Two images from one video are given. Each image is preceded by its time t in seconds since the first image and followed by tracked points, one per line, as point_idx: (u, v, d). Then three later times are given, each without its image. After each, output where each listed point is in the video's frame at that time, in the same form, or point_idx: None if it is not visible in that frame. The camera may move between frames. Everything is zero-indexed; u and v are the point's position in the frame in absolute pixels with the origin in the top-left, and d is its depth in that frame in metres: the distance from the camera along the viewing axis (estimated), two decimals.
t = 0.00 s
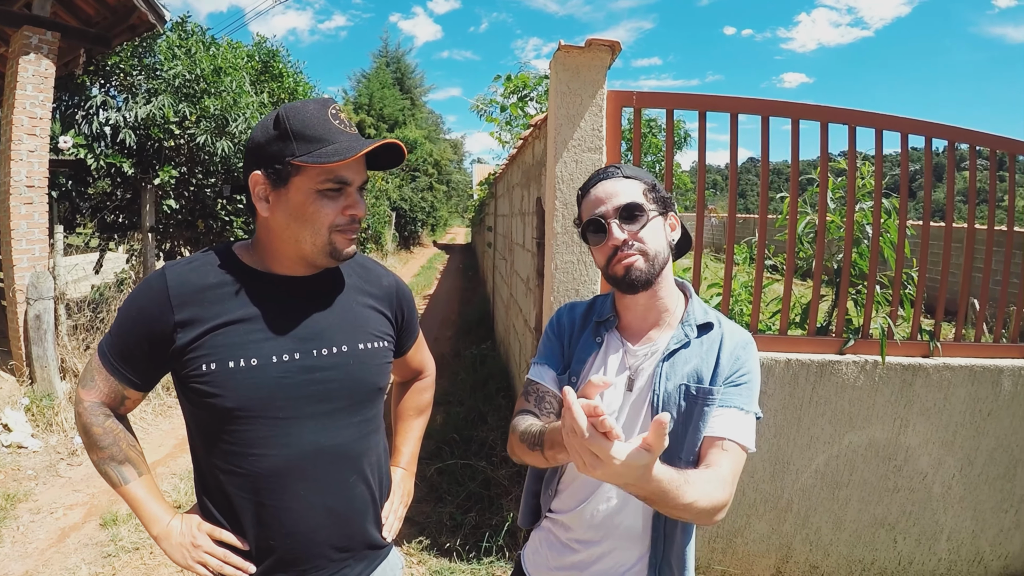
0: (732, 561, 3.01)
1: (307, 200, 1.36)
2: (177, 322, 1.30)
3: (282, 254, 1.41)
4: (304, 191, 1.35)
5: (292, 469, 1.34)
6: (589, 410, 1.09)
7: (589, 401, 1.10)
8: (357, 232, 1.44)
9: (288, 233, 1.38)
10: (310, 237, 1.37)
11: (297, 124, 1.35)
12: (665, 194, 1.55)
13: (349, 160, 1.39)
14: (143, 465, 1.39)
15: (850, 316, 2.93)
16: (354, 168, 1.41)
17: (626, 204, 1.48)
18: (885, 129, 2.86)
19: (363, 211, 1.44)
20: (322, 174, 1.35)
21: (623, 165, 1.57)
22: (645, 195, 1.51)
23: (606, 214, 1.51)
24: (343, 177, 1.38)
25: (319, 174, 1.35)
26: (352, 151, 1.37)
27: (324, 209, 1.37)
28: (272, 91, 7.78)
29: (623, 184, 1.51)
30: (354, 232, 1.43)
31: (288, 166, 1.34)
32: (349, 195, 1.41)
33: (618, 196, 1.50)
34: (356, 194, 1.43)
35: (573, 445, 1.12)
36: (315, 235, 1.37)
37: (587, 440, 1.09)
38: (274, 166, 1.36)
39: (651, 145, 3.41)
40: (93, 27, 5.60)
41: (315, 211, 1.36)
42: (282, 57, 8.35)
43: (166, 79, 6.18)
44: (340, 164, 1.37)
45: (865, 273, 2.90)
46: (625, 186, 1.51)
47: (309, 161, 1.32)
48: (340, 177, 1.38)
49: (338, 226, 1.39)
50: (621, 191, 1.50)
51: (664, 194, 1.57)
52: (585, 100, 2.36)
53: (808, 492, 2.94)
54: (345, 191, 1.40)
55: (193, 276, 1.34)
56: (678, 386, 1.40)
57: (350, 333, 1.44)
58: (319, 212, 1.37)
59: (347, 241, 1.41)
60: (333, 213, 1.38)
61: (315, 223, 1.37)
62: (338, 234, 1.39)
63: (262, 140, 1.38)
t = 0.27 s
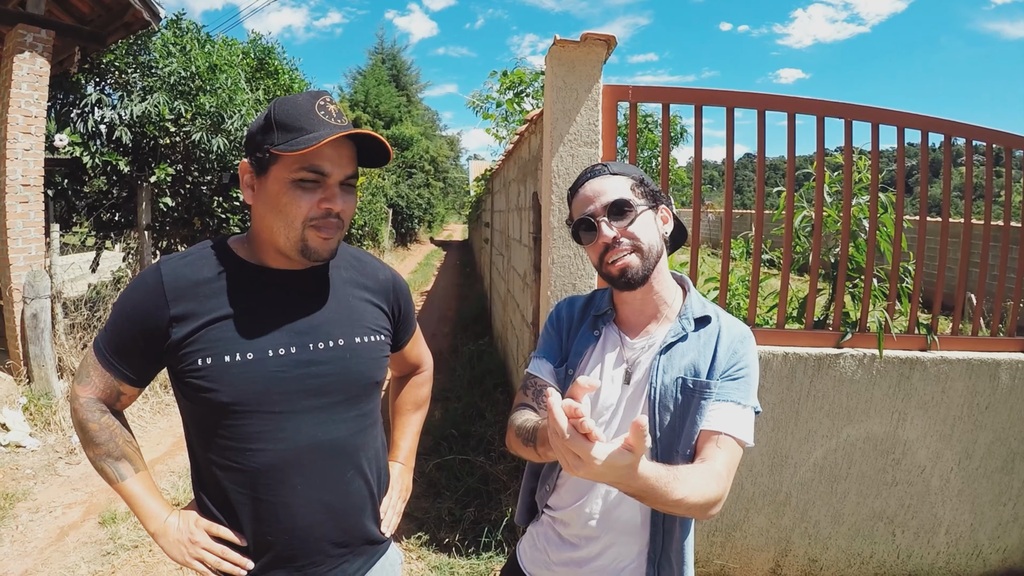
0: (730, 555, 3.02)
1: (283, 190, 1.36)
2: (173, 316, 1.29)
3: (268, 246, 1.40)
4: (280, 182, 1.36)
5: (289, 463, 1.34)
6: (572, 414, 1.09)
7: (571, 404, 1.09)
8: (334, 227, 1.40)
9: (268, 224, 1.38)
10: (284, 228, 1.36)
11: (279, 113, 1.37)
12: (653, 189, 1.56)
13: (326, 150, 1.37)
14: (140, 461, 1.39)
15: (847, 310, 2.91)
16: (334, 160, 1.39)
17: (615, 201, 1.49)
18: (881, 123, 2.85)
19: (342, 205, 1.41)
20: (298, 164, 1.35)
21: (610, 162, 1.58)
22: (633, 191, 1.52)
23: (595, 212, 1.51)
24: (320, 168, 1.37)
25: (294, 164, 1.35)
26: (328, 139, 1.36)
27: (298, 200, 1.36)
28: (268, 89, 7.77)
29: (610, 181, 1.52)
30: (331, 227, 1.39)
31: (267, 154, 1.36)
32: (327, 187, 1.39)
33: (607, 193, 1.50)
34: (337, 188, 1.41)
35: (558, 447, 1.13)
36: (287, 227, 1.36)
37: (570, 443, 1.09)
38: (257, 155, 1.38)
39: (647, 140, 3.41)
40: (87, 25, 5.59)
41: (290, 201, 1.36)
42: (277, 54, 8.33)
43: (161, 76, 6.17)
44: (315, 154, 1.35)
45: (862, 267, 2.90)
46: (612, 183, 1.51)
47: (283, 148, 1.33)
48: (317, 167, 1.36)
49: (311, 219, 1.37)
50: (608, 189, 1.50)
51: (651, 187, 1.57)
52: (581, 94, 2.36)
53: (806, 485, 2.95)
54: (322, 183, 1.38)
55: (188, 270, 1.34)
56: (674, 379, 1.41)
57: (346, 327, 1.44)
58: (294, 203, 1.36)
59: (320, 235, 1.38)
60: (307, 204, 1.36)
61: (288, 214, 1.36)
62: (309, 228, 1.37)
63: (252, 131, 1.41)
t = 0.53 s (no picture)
0: (731, 553, 3.02)
1: (275, 188, 1.36)
2: (172, 314, 1.29)
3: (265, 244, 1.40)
4: (272, 179, 1.36)
5: (289, 462, 1.34)
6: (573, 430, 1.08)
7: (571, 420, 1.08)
8: (327, 224, 1.39)
9: (261, 222, 1.38)
10: (275, 227, 1.36)
11: (272, 109, 1.36)
12: (656, 191, 1.53)
13: (319, 147, 1.37)
14: (139, 460, 1.39)
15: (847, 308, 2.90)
16: (327, 158, 1.38)
17: (612, 201, 1.48)
18: (881, 121, 2.85)
19: (334, 202, 1.40)
20: (289, 161, 1.35)
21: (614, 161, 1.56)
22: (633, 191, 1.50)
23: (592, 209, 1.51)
24: (312, 165, 1.37)
25: (285, 161, 1.35)
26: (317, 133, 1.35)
27: (290, 198, 1.36)
28: (268, 87, 7.76)
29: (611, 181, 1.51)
30: (323, 224, 1.38)
31: (260, 151, 1.37)
32: (319, 184, 1.39)
33: (605, 191, 1.49)
34: (330, 186, 1.40)
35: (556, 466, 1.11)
36: (279, 225, 1.36)
37: (570, 459, 1.07)
38: (252, 151, 1.39)
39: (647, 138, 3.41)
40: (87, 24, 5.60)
41: (281, 199, 1.36)
42: (276, 52, 8.32)
43: (161, 75, 6.15)
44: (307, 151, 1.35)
45: (862, 265, 2.90)
46: (612, 183, 1.50)
47: (274, 145, 1.33)
48: (308, 164, 1.37)
49: (302, 217, 1.36)
50: (608, 188, 1.49)
51: (655, 188, 1.54)
52: (581, 92, 2.36)
53: (806, 484, 2.95)
54: (314, 179, 1.38)
55: (187, 268, 1.34)
56: (670, 379, 1.40)
57: (346, 325, 1.43)
58: (285, 201, 1.36)
59: (311, 233, 1.37)
60: (298, 202, 1.36)
61: (280, 212, 1.36)
62: (300, 226, 1.36)
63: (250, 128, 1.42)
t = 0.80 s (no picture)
0: (728, 555, 3.02)
1: (295, 193, 1.35)
2: (168, 314, 1.29)
3: (279, 245, 1.40)
4: (290, 185, 1.35)
5: (285, 462, 1.34)
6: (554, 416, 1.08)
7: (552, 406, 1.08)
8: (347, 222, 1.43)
9: (279, 228, 1.37)
10: (299, 231, 1.37)
11: (280, 113, 1.33)
12: (653, 200, 1.47)
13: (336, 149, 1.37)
14: (136, 460, 1.39)
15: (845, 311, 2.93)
16: (342, 158, 1.39)
17: (597, 205, 1.45)
18: (880, 124, 2.86)
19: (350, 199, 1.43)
20: (308, 165, 1.35)
21: (624, 160, 1.49)
22: (624, 198, 1.46)
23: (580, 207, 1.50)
24: (330, 167, 1.37)
25: (304, 166, 1.34)
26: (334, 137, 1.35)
27: (311, 202, 1.36)
28: (266, 87, 7.75)
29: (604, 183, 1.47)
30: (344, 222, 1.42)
31: (273, 158, 1.34)
32: (336, 185, 1.40)
33: (594, 193, 1.46)
34: (343, 185, 1.42)
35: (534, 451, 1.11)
36: (304, 229, 1.37)
37: (548, 444, 1.07)
38: (259, 159, 1.35)
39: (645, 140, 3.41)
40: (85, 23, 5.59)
41: (304, 204, 1.36)
42: (275, 52, 8.31)
43: (160, 74, 6.14)
44: (326, 155, 1.35)
45: (860, 267, 2.90)
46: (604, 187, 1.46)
47: (293, 152, 1.32)
48: (328, 167, 1.37)
49: (326, 219, 1.38)
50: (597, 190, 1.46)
51: (651, 197, 1.47)
52: (580, 93, 2.36)
53: (803, 486, 2.95)
54: (331, 181, 1.39)
55: (183, 268, 1.34)
56: (651, 379, 1.40)
57: (343, 325, 1.43)
58: (307, 206, 1.36)
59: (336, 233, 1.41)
60: (321, 206, 1.37)
61: (304, 217, 1.36)
62: (326, 227, 1.39)
63: (248, 133, 1.37)
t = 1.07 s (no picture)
0: (728, 557, 3.01)
1: (297, 194, 1.35)
2: (169, 315, 1.29)
3: (281, 247, 1.39)
4: (292, 185, 1.35)
5: (285, 462, 1.33)
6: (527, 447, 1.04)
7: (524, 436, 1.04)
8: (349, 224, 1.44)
9: (280, 229, 1.37)
10: (301, 233, 1.37)
11: (284, 114, 1.33)
12: (662, 205, 1.46)
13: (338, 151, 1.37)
14: (136, 461, 1.39)
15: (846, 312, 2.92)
16: (344, 160, 1.40)
17: (604, 206, 1.46)
18: (881, 125, 2.86)
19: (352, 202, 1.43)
20: (311, 167, 1.35)
21: (637, 160, 1.48)
22: (632, 201, 1.45)
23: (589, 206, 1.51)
24: (333, 169, 1.37)
25: (307, 167, 1.34)
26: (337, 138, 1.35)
27: (314, 204, 1.36)
28: (267, 87, 7.75)
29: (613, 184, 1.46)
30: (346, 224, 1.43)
31: (276, 159, 1.34)
32: (339, 187, 1.40)
33: (602, 194, 1.47)
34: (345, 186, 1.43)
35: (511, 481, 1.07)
36: (305, 230, 1.37)
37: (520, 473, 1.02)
38: (262, 159, 1.35)
39: (646, 141, 3.41)
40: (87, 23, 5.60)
41: (305, 206, 1.36)
42: (276, 52, 8.31)
43: (161, 74, 6.15)
44: (329, 157, 1.36)
45: (861, 269, 2.90)
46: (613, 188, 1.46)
47: (296, 153, 1.32)
48: (330, 169, 1.37)
49: (327, 220, 1.38)
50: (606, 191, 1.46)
51: (661, 202, 1.46)
52: (581, 94, 2.36)
53: (804, 487, 2.95)
54: (334, 183, 1.39)
55: (184, 269, 1.33)
56: (661, 380, 1.40)
57: (343, 325, 1.43)
58: (309, 207, 1.36)
59: (337, 235, 1.41)
60: (323, 207, 1.37)
61: (305, 218, 1.36)
62: (327, 229, 1.39)
63: (250, 133, 1.37)
